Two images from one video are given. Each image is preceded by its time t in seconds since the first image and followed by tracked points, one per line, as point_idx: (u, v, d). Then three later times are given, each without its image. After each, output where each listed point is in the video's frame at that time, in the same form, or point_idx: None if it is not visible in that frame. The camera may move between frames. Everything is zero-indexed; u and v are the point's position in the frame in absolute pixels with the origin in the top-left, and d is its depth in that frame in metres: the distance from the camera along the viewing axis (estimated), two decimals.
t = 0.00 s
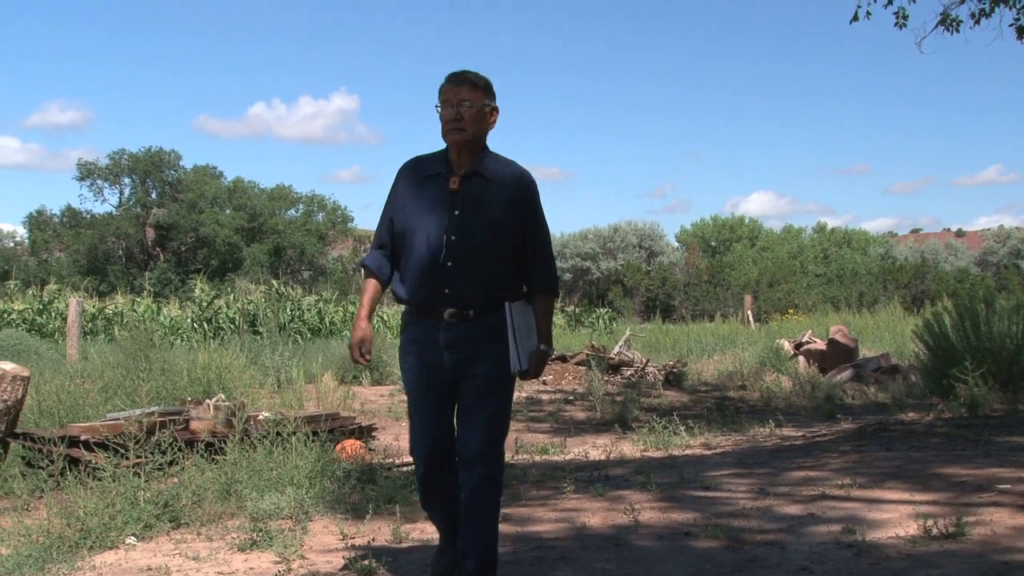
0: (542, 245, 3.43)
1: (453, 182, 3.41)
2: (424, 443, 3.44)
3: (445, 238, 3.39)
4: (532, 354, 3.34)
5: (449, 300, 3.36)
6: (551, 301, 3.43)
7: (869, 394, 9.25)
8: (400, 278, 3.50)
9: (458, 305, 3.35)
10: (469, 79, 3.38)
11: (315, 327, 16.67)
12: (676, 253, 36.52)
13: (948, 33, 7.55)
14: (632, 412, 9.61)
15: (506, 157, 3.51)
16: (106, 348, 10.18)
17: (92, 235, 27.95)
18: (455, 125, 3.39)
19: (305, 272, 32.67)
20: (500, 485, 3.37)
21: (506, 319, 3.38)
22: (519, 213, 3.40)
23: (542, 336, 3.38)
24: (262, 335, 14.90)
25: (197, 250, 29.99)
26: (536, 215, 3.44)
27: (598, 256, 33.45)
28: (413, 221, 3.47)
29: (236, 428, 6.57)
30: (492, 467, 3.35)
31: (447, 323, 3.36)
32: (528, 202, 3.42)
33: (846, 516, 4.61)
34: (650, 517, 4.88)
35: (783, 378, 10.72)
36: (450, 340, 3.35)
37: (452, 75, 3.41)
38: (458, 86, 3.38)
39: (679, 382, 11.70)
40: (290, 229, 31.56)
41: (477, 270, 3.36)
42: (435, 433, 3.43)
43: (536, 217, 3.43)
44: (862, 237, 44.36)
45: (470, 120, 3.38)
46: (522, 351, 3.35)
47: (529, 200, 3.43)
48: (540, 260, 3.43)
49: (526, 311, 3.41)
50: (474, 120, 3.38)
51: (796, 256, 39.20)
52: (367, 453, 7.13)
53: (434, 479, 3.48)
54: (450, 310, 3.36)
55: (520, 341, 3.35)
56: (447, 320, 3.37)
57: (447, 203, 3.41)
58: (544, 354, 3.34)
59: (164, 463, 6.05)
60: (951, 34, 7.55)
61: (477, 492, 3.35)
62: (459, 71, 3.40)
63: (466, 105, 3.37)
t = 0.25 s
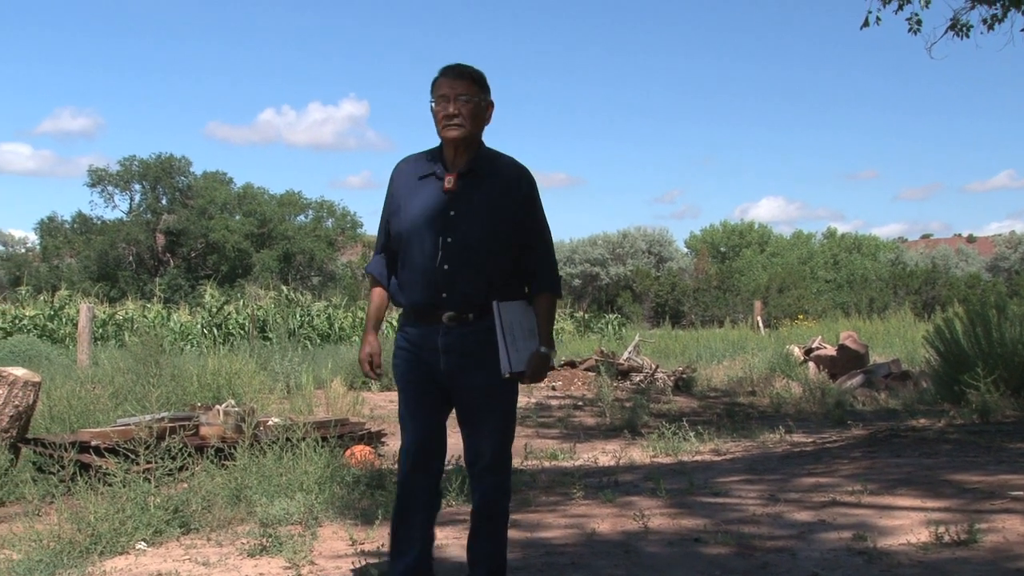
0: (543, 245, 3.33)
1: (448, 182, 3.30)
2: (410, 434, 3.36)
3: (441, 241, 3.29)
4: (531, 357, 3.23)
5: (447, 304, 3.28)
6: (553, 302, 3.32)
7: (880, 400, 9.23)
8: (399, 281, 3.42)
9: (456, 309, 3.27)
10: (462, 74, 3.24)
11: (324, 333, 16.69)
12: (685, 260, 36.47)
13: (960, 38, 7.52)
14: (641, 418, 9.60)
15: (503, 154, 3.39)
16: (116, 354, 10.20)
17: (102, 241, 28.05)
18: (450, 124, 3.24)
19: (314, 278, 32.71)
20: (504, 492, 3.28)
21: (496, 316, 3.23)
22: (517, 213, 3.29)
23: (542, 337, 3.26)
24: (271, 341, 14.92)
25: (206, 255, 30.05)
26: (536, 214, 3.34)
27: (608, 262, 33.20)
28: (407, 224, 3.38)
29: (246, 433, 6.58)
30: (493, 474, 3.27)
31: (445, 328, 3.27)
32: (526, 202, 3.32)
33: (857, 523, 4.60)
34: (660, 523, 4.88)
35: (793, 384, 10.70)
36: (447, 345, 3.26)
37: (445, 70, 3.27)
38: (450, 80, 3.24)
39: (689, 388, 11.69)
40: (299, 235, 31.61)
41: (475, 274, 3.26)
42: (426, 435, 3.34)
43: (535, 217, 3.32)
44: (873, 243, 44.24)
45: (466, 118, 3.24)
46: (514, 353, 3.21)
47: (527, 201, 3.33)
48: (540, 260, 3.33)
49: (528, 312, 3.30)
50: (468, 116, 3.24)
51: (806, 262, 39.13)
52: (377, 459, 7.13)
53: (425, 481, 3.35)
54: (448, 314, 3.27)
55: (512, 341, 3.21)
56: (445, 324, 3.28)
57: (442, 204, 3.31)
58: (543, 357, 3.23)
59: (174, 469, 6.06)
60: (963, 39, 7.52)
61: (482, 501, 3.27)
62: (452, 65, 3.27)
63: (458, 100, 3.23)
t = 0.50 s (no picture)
0: (529, 252, 3.23)
1: (427, 192, 3.17)
2: (396, 459, 3.18)
3: (422, 252, 3.17)
4: (522, 368, 3.15)
5: (432, 318, 3.16)
6: (541, 310, 3.23)
7: (892, 407, 9.19)
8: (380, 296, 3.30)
9: (442, 322, 3.15)
10: (437, 78, 3.13)
11: (335, 339, 16.70)
12: (696, 266, 36.42)
13: (973, 42, 7.50)
14: (652, 424, 9.58)
15: (483, 160, 3.28)
16: (128, 360, 10.23)
17: (114, 247, 28.15)
18: (428, 132, 3.12)
19: (325, 284, 32.76)
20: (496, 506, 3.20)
21: (485, 329, 3.13)
22: (500, 222, 3.19)
23: (531, 350, 3.18)
24: (282, 347, 14.94)
25: (218, 261, 30.09)
26: (520, 220, 3.24)
27: (618, 268, 33.11)
28: (386, 237, 3.25)
29: (257, 439, 6.59)
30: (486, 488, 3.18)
31: (430, 342, 3.15)
32: (509, 209, 3.22)
33: (869, 530, 4.58)
34: (671, 530, 4.87)
35: (805, 391, 10.67)
36: (434, 360, 3.14)
37: (420, 75, 3.15)
38: (425, 87, 3.12)
39: (700, 395, 11.67)
40: (310, 241, 31.66)
41: (459, 285, 3.16)
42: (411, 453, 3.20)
43: (519, 224, 3.22)
44: (884, 249, 44.10)
45: (444, 125, 3.12)
46: (503, 369, 3.13)
47: (510, 207, 3.22)
48: (525, 268, 3.23)
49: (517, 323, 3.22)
50: (447, 123, 3.13)
51: (817, 268, 39.05)
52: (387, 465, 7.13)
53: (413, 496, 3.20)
54: (433, 329, 3.16)
55: (501, 355, 3.12)
56: (430, 338, 3.16)
57: (421, 215, 3.19)
58: (535, 368, 3.16)
59: (185, 475, 6.07)
60: (977, 43, 7.50)
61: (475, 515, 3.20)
62: (426, 71, 3.15)
63: (436, 106, 3.11)
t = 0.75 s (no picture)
0: (517, 246, 3.12)
1: (411, 186, 3.10)
2: (393, 471, 3.13)
3: (408, 250, 3.08)
4: (512, 366, 3.04)
5: (418, 317, 3.05)
6: (532, 306, 3.12)
7: (909, 415, 9.15)
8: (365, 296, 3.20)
9: (429, 321, 3.04)
10: (418, 69, 3.10)
11: (349, 346, 16.72)
12: (710, 273, 36.34)
13: (990, 47, 7.46)
14: (666, 431, 9.55)
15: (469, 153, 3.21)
16: (143, 367, 10.25)
17: (130, 254, 28.27)
18: (414, 123, 3.09)
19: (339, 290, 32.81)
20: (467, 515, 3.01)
21: (480, 327, 3.03)
22: (488, 215, 3.09)
23: (522, 347, 3.07)
24: (296, 354, 14.96)
25: (233, 268, 30.16)
26: (508, 214, 3.14)
27: (632, 274, 33.05)
28: (371, 237, 3.17)
29: (272, 446, 6.61)
30: (462, 495, 3.00)
31: (418, 342, 3.05)
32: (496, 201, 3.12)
33: (886, 539, 4.56)
34: (686, 538, 4.85)
35: (820, 398, 10.62)
36: (421, 360, 3.03)
37: (402, 67, 3.12)
38: (407, 77, 3.09)
39: (714, 402, 11.63)
40: (325, 248, 31.73)
41: (447, 283, 3.05)
42: (402, 461, 3.12)
43: (507, 216, 3.12)
44: (900, 255, 43.91)
45: (426, 115, 3.08)
46: (498, 366, 3.01)
47: (498, 199, 3.13)
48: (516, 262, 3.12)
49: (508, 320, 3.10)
50: (430, 112, 3.08)
51: (833, 275, 38.93)
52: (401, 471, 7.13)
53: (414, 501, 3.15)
54: (421, 328, 3.05)
55: (495, 353, 3.01)
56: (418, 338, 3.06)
57: (407, 210, 3.10)
58: (526, 366, 3.05)
59: (201, 481, 6.09)
60: (994, 48, 7.46)
61: (453, 522, 3.04)
62: (406, 62, 3.11)
63: (419, 96, 3.08)
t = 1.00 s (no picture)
0: (520, 258, 2.98)
1: (411, 196, 2.96)
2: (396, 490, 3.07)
3: (407, 262, 2.95)
4: (514, 387, 2.94)
5: (415, 334, 2.92)
6: (534, 323, 2.99)
7: (925, 425, 9.10)
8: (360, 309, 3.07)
9: (426, 338, 2.91)
10: (422, 72, 2.95)
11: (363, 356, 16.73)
12: (724, 282, 36.27)
13: (1004, 56, 7.44)
14: (681, 441, 9.52)
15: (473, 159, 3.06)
16: (158, 377, 10.28)
17: (145, 264, 28.40)
18: (415, 129, 2.94)
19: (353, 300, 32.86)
20: (457, 544, 2.90)
21: (479, 346, 2.91)
22: (491, 226, 2.95)
23: (524, 367, 2.97)
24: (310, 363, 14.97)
25: (247, 278, 30.22)
26: (512, 226, 3.00)
27: (646, 284, 33.01)
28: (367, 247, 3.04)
29: (286, 455, 6.62)
30: (454, 519, 2.90)
31: (413, 360, 2.92)
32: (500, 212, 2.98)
33: (902, 550, 4.53)
34: (701, 549, 4.83)
35: (836, 408, 10.58)
36: (416, 379, 2.91)
37: (404, 69, 2.98)
38: (411, 81, 2.95)
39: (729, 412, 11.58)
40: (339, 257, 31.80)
41: (446, 298, 2.91)
42: (399, 480, 3.04)
43: (511, 227, 2.98)
44: (915, 264, 43.75)
45: (430, 121, 2.94)
46: (499, 389, 2.91)
47: (502, 209, 2.98)
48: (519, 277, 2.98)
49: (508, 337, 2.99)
50: (433, 118, 2.94)
51: (848, 284, 38.83)
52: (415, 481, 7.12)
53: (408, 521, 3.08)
54: (417, 345, 2.92)
55: (497, 374, 2.90)
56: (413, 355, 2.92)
57: (406, 221, 2.96)
58: (528, 386, 2.95)
59: (215, 490, 6.11)
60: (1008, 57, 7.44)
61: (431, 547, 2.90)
62: (411, 65, 2.98)
63: (422, 100, 2.94)
